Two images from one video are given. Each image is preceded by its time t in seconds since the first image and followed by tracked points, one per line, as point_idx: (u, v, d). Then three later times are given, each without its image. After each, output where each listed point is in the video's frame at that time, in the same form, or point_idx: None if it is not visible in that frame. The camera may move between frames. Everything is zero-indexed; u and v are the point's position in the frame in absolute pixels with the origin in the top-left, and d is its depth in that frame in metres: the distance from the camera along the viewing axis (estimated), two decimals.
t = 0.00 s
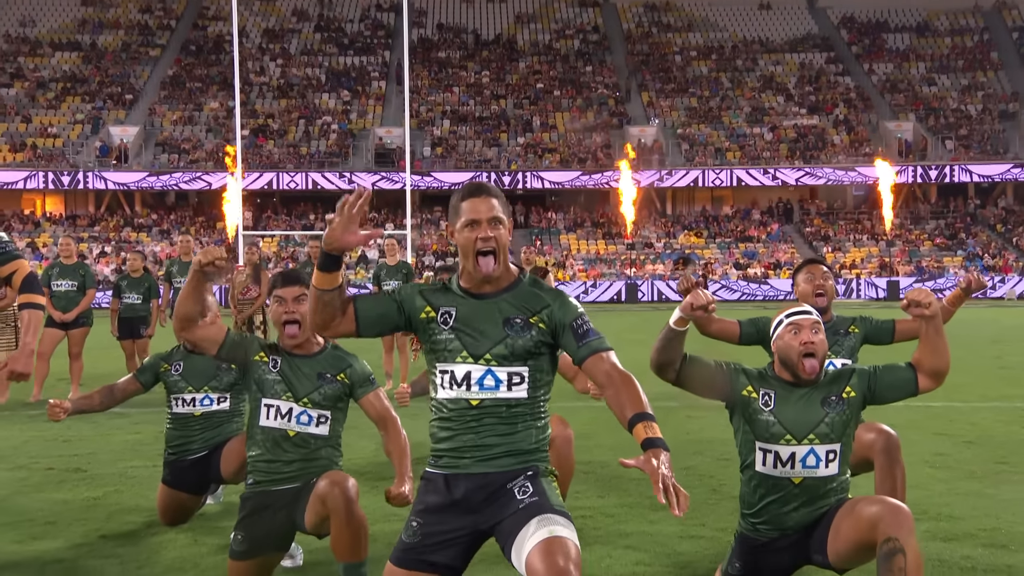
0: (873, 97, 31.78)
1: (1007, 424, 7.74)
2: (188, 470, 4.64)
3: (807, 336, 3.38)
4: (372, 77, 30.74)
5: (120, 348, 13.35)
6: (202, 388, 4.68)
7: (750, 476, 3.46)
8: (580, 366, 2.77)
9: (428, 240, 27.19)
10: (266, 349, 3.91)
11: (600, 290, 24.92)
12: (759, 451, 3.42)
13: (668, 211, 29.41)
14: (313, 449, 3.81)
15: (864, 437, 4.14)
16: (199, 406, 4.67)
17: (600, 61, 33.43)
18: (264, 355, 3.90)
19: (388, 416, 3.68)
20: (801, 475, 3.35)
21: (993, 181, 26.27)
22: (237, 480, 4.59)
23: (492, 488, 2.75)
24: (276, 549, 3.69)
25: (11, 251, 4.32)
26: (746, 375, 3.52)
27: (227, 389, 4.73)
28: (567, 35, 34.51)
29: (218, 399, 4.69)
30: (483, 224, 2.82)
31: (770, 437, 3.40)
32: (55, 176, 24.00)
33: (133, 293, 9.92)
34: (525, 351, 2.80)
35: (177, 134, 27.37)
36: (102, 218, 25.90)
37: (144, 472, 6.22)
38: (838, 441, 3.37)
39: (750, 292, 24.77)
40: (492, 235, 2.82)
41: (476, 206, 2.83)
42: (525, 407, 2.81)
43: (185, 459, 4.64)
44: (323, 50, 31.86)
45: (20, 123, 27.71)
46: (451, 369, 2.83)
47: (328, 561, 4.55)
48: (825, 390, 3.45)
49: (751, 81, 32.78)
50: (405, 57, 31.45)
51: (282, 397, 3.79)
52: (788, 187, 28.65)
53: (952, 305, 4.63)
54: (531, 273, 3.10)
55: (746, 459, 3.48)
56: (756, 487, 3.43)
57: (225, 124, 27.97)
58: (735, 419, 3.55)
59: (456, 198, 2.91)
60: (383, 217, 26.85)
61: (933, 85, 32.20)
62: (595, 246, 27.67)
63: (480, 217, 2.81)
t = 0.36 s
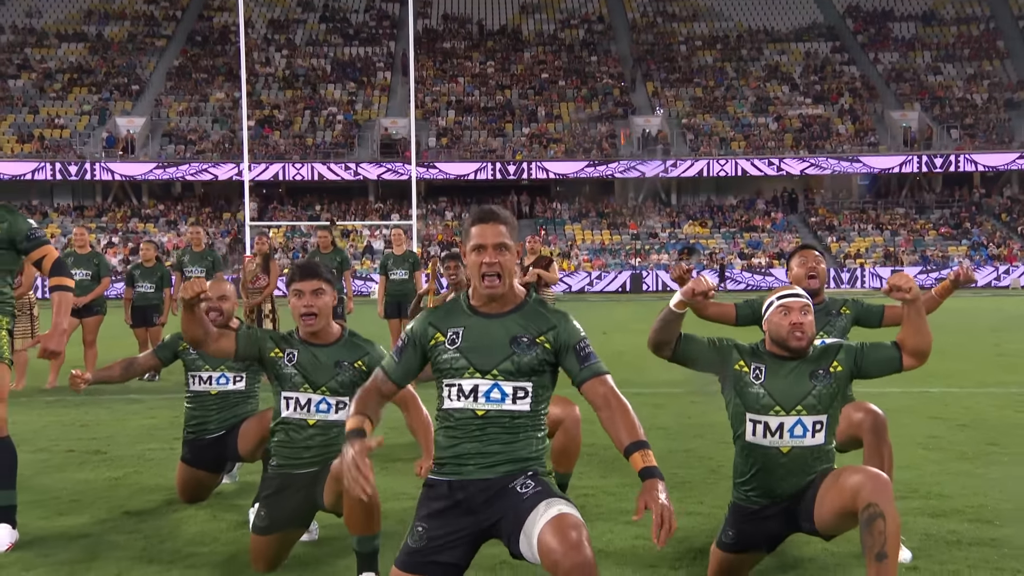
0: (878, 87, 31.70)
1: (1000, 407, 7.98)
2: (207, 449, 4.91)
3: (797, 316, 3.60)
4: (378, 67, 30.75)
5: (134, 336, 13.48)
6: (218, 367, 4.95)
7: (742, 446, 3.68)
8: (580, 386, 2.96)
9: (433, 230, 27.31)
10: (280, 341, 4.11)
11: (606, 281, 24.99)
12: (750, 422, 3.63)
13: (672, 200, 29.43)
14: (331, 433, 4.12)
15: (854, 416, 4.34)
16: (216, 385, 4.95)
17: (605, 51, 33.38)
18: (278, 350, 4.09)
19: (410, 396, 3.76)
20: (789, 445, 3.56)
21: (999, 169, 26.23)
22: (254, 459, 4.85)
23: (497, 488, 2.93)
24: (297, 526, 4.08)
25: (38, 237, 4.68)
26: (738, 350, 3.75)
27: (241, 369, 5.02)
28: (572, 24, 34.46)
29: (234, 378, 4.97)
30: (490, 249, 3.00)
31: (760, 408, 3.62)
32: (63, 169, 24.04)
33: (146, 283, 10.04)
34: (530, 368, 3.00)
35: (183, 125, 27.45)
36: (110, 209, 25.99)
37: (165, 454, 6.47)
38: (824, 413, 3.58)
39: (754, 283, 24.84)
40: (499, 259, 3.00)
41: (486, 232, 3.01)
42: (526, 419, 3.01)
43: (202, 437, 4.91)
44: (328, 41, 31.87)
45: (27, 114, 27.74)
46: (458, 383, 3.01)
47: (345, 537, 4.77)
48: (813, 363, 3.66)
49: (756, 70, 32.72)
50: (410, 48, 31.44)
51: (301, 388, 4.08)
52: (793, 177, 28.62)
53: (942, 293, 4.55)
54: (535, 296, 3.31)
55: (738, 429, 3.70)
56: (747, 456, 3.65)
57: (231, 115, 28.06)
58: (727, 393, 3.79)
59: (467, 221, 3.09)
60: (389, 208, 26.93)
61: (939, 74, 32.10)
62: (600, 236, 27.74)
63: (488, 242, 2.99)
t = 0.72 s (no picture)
0: (879, 78, 31.67)
1: (989, 395, 8.10)
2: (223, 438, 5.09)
3: (782, 313, 3.68)
4: (379, 59, 30.73)
5: (142, 328, 13.58)
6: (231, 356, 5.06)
7: (733, 438, 3.85)
8: (570, 400, 3.18)
9: (434, 222, 27.35)
10: (291, 334, 4.29)
11: (607, 274, 25.05)
12: (739, 415, 3.80)
13: (672, 192, 29.43)
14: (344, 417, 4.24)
15: (837, 402, 4.44)
16: (230, 373, 5.07)
17: (606, 43, 33.33)
18: (290, 342, 4.26)
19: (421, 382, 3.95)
20: (776, 435, 3.75)
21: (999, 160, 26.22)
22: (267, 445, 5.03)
23: (496, 492, 3.11)
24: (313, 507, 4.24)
25: (58, 235, 4.86)
26: (723, 348, 3.87)
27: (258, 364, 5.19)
28: (573, 16, 34.42)
29: (247, 368, 5.08)
30: (485, 269, 3.17)
31: (747, 402, 3.77)
32: (65, 162, 24.08)
33: (154, 274, 10.14)
34: (523, 381, 3.17)
35: (184, 117, 27.46)
36: (111, 201, 26.04)
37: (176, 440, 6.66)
38: (807, 405, 3.75)
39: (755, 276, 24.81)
40: (494, 279, 3.18)
41: (482, 254, 3.17)
42: (521, 429, 3.19)
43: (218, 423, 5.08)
44: (328, 33, 31.82)
45: (28, 106, 27.71)
46: (455, 396, 3.17)
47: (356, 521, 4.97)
48: (797, 359, 3.80)
49: (756, 62, 32.70)
50: (411, 39, 31.41)
51: (314, 374, 4.20)
52: (793, 168, 28.61)
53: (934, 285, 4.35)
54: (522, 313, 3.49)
55: (728, 422, 3.87)
56: (738, 447, 3.83)
57: (232, 107, 28.07)
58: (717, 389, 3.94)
59: (462, 245, 3.25)
60: (390, 200, 26.96)
61: (939, 65, 32.08)
62: (600, 228, 27.76)
63: (483, 263, 3.16)
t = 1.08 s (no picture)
0: (891, 74, 31.54)
1: (996, 388, 8.11)
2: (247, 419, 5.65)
3: (781, 304, 3.83)
4: (391, 56, 30.81)
5: (164, 321, 13.78)
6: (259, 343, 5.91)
7: (737, 424, 4.01)
8: (573, 398, 3.33)
9: (446, 218, 27.49)
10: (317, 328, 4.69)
11: (619, 271, 25.17)
12: (742, 402, 3.95)
13: (684, 188, 29.40)
14: (369, 407, 4.68)
15: (838, 393, 4.62)
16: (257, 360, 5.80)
17: (617, 38, 33.33)
18: (316, 337, 4.67)
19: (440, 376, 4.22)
20: (777, 421, 3.90)
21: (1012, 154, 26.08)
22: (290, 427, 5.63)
23: (512, 486, 3.27)
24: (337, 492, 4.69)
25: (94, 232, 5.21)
26: (728, 339, 4.02)
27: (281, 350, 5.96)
28: (584, 12, 34.41)
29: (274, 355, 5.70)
30: (492, 281, 3.26)
31: (751, 390, 3.92)
32: (81, 157, 24.28)
33: (177, 270, 10.28)
34: (530, 386, 3.30)
35: (199, 114, 27.67)
36: (126, 197, 26.27)
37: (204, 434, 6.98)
38: (807, 393, 3.90)
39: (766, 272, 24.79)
40: (500, 291, 3.27)
41: (487, 266, 3.26)
42: (533, 430, 3.34)
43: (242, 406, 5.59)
44: (341, 29, 31.93)
45: (45, 102, 27.93)
46: (468, 405, 3.29)
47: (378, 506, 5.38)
48: (798, 349, 3.95)
49: (768, 58, 32.61)
50: (423, 36, 31.47)
51: (339, 364, 4.62)
52: (804, 164, 28.53)
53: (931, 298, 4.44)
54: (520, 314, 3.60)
55: (733, 409, 4.03)
56: (742, 432, 3.99)
57: (245, 103, 28.20)
58: (723, 378, 4.09)
59: (467, 256, 3.32)
60: (402, 196, 27.08)
61: (951, 61, 31.91)
62: (612, 224, 27.82)
63: (490, 275, 3.25)
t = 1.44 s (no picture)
0: (922, 74, 31.18)
1: None
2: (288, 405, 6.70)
3: (797, 304, 4.23)
4: (419, 58, 31.01)
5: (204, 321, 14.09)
6: (296, 336, 6.51)
7: (757, 420, 4.41)
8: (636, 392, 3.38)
9: (474, 220, 27.66)
10: (357, 329, 5.34)
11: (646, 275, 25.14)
12: (762, 398, 4.35)
13: (712, 190, 29.29)
14: (406, 405, 5.26)
15: (858, 393, 5.05)
16: (294, 351, 6.51)
17: (644, 40, 33.30)
18: (356, 338, 5.32)
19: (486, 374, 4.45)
20: (795, 417, 4.29)
21: None
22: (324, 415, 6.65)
23: (558, 475, 3.46)
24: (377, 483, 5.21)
25: (143, 233, 5.57)
26: (749, 337, 4.41)
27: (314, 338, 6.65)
28: (611, 14, 34.41)
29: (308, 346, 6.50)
30: (556, 281, 3.32)
31: (770, 386, 4.32)
32: (115, 160, 24.78)
33: (214, 271, 10.47)
34: (584, 386, 3.42)
35: (230, 117, 28.09)
36: (160, 200, 26.75)
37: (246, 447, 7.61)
38: (825, 389, 4.27)
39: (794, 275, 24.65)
40: (564, 291, 3.33)
41: (551, 267, 3.32)
42: (584, 432, 3.53)
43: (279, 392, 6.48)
44: (370, 33, 32.24)
45: (81, 107, 28.53)
46: (523, 400, 3.46)
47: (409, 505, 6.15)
48: (816, 348, 4.32)
49: (797, 59, 32.38)
50: (450, 38, 31.63)
51: (379, 364, 5.26)
52: (833, 166, 28.30)
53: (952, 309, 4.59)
54: (585, 303, 3.67)
55: (753, 405, 4.43)
56: (763, 427, 4.38)
57: (276, 106, 28.56)
58: (744, 374, 4.48)
59: (532, 254, 3.39)
60: (431, 198, 27.24)
61: (984, 60, 31.47)
62: (639, 226, 27.83)
63: (554, 276, 3.31)
